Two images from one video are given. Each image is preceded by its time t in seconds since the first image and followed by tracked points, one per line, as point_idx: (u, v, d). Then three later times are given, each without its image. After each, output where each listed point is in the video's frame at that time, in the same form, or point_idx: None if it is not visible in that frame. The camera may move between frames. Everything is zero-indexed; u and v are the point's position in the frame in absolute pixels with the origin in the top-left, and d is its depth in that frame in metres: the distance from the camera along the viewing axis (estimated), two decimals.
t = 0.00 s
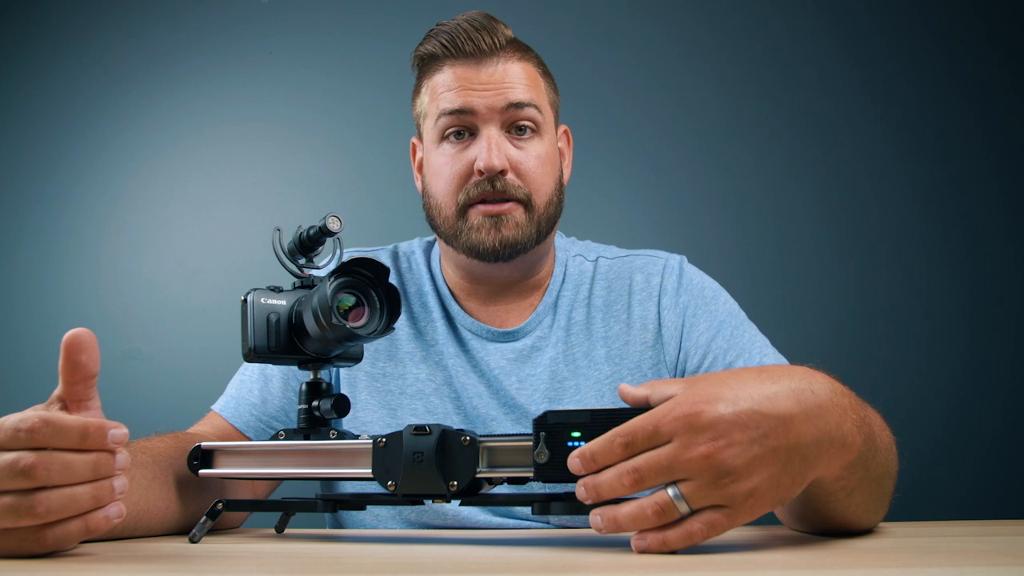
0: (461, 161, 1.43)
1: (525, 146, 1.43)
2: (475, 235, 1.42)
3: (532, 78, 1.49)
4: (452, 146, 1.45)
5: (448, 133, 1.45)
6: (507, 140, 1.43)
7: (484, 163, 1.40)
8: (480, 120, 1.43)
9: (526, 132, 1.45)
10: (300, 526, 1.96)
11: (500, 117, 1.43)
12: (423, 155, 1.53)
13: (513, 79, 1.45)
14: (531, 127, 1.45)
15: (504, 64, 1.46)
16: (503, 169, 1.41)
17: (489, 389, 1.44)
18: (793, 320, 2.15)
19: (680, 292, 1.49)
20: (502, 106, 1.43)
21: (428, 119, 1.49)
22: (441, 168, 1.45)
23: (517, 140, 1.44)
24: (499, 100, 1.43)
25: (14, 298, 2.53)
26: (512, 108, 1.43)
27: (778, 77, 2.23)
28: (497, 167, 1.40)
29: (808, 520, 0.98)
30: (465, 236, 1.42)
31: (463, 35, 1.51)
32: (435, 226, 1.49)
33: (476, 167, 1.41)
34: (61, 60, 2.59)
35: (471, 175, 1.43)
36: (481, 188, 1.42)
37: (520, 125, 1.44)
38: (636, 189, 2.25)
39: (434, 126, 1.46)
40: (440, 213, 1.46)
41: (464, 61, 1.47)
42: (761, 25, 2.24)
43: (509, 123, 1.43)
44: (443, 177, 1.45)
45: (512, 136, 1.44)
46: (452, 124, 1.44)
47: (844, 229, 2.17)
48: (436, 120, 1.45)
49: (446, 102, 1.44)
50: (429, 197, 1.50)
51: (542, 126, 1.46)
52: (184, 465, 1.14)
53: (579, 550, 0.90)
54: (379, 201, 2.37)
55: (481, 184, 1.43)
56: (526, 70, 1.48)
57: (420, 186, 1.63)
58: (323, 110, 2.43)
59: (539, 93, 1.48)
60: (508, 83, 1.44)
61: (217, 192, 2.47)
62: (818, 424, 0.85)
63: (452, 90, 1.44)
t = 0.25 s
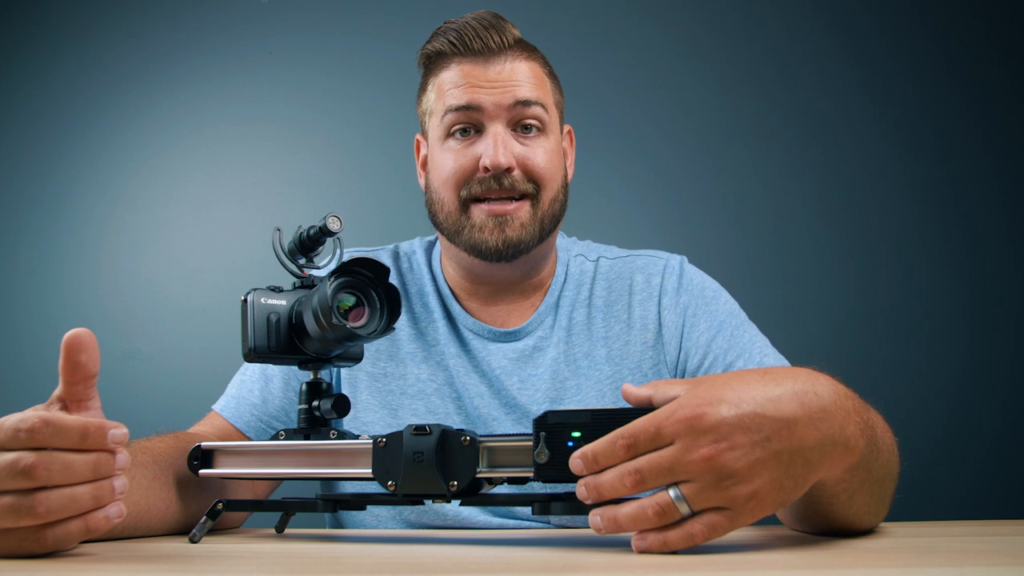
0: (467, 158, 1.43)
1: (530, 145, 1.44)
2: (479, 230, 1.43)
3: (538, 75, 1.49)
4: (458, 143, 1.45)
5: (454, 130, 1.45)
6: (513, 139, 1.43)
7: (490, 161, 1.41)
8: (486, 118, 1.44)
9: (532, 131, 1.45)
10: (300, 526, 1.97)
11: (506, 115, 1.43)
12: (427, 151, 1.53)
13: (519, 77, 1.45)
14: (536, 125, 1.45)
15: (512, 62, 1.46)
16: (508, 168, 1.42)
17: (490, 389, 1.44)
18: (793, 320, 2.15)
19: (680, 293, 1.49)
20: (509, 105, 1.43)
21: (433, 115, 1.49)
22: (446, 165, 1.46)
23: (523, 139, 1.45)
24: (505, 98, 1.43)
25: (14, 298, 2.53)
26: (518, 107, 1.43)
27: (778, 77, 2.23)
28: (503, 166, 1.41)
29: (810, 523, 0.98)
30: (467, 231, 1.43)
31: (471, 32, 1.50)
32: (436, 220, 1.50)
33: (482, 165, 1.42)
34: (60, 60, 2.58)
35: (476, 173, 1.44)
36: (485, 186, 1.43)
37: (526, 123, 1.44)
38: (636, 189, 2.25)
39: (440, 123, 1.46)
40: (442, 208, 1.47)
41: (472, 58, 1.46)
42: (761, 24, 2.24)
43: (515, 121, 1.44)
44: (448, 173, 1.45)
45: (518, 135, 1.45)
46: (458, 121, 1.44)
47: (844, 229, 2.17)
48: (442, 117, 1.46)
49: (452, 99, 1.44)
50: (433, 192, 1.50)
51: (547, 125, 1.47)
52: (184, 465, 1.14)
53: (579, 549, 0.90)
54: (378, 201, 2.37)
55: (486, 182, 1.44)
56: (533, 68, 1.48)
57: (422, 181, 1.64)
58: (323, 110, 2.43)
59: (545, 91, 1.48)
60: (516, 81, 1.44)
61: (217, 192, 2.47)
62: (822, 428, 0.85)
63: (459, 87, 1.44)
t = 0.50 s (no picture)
0: (476, 175, 1.42)
1: (539, 161, 1.43)
2: (488, 248, 1.42)
3: (545, 86, 1.47)
4: (466, 159, 1.44)
5: (462, 145, 1.43)
6: (522, 155, 1.42)
7: (500, 179, 1.40)
8: (495, 134, 1.42)
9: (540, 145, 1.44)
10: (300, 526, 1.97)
11: (515, 131, 1.42)
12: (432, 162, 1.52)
13: (527, 90, 1.43)
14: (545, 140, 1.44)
15: (520, 75, 1.44)
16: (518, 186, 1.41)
17: (490, 390, 1.44)
18: (793, 320, 2.15)
19: (681, 293, 1.49)
20: (518, 120, 1.41)
21: (439, 126, 1.47)
22: (454, 181, 1.44)
23: (531, 154, 1.43)
24: (515, 114, 1.41)
25: (14, 298, 2.53)
26: (527, 122, 1.41)
27: (778, 77, 2.23)
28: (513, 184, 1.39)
29: (811, 524, 0.98)
30: (477, 249, 1.43)
31: (478, 41, 1.48)
32: (443, 234, 1.49)
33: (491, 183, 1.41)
34: (60, 60, 2.58)
35: (485, 190, 1.43)
36: (495, 203, 1.43)
37: (534, 138, 1.43)
38: (636, 189, 2.25)
39: (447, 137, 1.44)
40: (450, 222, 1.46)
41: (479, 71, 1.44)
42: (761, 24, 2.24)
43: (524, 137, 1.42)
44: (456, 189, 1.44)
45: (527, 150, 1.43)
46: (466, 136, 1.42)
47: (844, 229, 2.17)
48: (449, 131, 1.44)
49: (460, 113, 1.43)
50: (440, 204, 1.49)
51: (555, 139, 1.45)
52: (184, 465, 1.14)
53: (579, 549, 0.90)
54: (378, 201, 2.37)
55: (496, 199, 1.42)
56: (540, 79, 1.46)
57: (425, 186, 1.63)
58: (323, 110, 2.43)
59: (552, 102, 1.47)
60: (524, 96, 1.42)
61: (217, 192, 2.47)
62: (825, 432, 0.85)
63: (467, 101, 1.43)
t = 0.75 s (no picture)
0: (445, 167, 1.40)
1: (508, 152, 1.39)
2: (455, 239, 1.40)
3: (521, 74, 1.43)
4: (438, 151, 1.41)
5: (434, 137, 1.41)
6: (489, 146, 1.38)
7: (463, 171, 1.36)
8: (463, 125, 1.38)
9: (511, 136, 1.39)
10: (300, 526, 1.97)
11: (482, 121, 1.38)
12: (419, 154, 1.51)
13: (498, 80, 1.39)
14: (514, 130, 1.39)
15: (491, 64, 1.40)
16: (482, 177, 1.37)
17: (490, 390, 1.44)
18: (793, 320, 2.15)
19: (681, 292, 1.49)
20: (485, 111, 1.38)
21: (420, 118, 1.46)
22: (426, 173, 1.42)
23: (500, 145, 1.39)
24: (480, 105, 1.37)
25: (13, 298, 2.53)
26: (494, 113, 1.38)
27: (778, 77, 2.23)
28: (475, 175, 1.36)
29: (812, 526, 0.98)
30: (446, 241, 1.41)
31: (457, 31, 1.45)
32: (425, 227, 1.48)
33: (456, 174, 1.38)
34: (60, 60, 2.58)
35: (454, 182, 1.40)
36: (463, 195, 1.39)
37: (504, 129, 1.39)
38: (636, 189, 2.25)
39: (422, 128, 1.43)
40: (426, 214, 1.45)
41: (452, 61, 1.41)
42: (761, 25, 2.24)
43: (492, 128, 1.38)
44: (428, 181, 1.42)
45: (496, 141, 1.39)
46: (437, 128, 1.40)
47: (844, 229, 2.17)
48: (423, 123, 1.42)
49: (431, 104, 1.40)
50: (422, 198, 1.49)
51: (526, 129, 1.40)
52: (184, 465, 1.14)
53: (579, 550, 0.90)
54: (378, 201, 2.37)
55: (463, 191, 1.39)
56: (514, 67, 1.42)
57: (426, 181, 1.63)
58: (323, 110, 2.43)
59: (527, 91, 1.42)
60: (493, 85, 1.38)
61: (217, 192, 2.47)
62: (827, 434, 0.85)
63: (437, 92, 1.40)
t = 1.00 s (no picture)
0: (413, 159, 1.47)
1: (465, 140, 1.44)
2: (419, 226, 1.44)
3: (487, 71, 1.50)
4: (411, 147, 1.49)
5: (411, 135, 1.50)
6: (448, 134, 1.44)
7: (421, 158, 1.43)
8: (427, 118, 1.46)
9: (471, 126, 1.45)
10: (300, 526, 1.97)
11: (442, 112, 1.45)
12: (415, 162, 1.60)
13: (459, 75, 1.47)
14: (473, 120, 1.45)
15: (455, 63, 1.49)
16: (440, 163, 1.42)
17: (490, 389, 1.44)
18: (793, 320, 2.15)
19: (681, 292, 1.49)
20: (444, 102, 1.45)
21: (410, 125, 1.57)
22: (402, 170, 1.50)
23: (459, 134, 1.45)
24: (438, 97, 1.45)
25: (13, 298, 2.53)
26: (451, 104, 1.45)
27: (778, 77, 2.23)
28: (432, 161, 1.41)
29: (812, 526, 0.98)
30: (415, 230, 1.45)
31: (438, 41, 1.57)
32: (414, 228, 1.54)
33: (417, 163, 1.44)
34: (60, 60, 2.58)
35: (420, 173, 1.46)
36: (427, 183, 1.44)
37: (463, 119, 1.45)
38: (636, 189, 2.25)
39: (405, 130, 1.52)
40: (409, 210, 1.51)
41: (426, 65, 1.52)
42: (761, 25, 2.24)
43: (451, 118, 1.45)
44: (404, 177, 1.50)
45: (456, 130, 1.45)
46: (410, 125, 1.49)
47: (844, 229, 2.17)
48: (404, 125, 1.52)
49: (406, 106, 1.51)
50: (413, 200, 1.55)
51: (486, 118, 1.46)
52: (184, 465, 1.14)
53: (580, 550, 0.90)
54: (378, 201, 2.37)
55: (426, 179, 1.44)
56: (478, 65, 1.50)
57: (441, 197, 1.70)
58: (323, 109, 2.43)
59: (491, 86, 1.49)
60: (452, 80, 1.47)
61: (217, 191, 2.47)
62: (826, 435, 0.85)
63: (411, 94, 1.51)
